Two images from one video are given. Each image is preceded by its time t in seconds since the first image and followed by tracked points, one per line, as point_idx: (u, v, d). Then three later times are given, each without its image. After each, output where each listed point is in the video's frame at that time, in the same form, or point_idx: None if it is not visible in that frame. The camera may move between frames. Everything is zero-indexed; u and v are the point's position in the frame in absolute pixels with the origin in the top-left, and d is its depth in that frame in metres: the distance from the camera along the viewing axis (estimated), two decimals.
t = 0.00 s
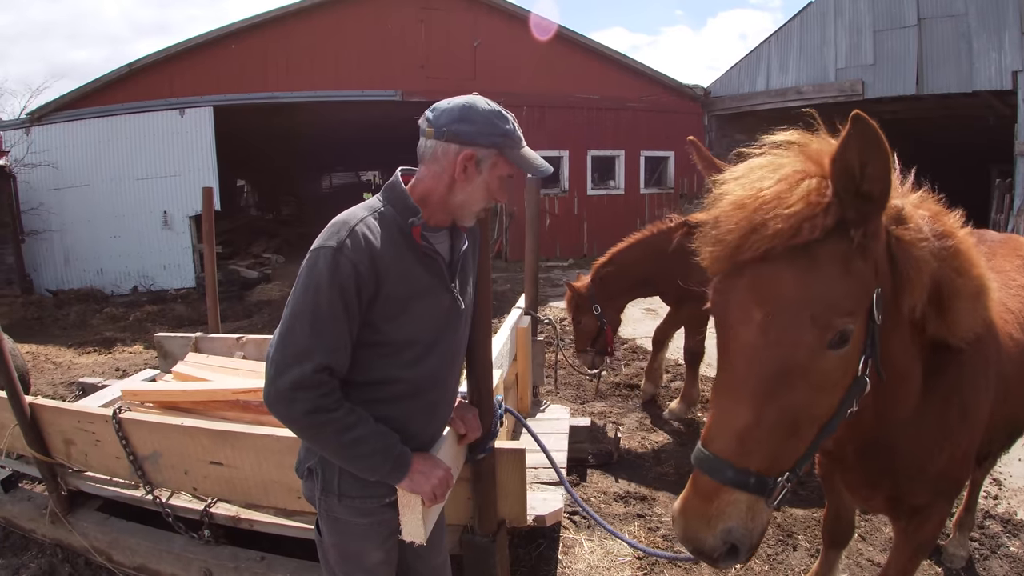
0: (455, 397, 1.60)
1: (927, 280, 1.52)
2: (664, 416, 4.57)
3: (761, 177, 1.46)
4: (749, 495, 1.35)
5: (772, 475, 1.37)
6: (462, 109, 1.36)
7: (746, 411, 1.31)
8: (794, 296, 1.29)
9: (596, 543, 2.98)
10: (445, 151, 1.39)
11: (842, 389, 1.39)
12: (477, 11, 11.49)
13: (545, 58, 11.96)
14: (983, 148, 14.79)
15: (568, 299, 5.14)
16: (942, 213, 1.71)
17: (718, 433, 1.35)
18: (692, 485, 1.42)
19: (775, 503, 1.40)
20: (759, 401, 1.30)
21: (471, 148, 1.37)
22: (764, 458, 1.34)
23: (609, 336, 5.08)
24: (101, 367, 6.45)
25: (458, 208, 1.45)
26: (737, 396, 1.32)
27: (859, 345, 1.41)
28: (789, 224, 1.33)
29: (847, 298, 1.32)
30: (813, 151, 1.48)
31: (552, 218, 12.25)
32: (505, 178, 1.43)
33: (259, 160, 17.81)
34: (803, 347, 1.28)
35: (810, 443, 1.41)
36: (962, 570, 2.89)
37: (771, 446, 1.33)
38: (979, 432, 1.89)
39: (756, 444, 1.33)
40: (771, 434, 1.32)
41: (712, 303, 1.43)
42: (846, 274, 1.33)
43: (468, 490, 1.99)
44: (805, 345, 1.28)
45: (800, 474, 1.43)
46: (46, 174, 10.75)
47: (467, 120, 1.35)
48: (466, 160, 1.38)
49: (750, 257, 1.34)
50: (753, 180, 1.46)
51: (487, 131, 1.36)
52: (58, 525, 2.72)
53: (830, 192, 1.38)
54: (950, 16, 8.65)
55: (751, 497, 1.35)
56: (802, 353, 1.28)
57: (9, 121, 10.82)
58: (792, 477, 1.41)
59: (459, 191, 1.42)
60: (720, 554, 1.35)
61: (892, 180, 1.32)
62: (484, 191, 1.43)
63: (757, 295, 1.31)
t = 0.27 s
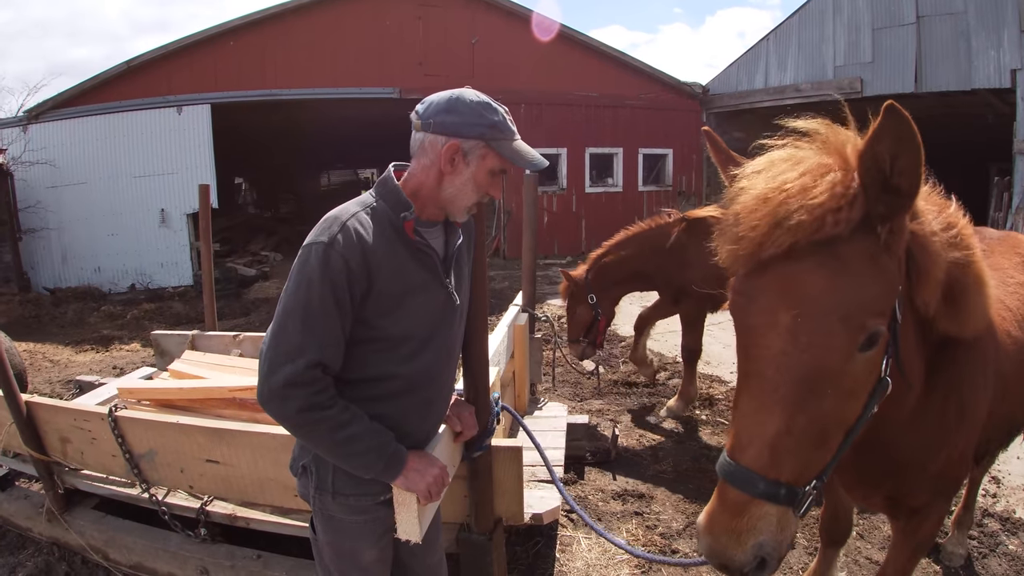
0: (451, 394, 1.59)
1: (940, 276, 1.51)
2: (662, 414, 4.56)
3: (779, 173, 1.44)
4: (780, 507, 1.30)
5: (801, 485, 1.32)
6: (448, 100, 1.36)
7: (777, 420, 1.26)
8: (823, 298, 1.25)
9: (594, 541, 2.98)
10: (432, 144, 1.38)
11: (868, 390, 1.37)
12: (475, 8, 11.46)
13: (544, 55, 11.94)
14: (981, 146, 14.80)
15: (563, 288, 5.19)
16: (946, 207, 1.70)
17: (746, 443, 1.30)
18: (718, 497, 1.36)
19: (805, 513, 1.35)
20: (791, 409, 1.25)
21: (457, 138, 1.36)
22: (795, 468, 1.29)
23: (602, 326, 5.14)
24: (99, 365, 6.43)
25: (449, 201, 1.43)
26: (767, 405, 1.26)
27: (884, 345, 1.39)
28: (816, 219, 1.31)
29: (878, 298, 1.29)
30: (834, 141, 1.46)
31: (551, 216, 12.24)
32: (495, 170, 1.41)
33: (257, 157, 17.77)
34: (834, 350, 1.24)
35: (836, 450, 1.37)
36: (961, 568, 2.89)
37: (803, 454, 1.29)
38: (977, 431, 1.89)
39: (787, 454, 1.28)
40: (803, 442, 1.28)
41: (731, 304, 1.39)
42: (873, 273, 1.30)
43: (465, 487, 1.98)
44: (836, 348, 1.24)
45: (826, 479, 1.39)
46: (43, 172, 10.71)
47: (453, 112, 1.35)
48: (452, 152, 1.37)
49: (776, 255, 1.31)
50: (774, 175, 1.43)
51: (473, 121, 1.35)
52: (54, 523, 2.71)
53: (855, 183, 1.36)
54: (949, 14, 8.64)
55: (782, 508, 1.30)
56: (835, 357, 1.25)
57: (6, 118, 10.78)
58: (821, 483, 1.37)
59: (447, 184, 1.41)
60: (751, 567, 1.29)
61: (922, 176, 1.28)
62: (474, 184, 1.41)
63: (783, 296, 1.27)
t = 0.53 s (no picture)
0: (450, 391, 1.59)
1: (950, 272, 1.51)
2: (661, 411, 4.57)
3: (787, 168, 1.43)
4: (790, 509, 1.29)
5: (811, 486, 1.31)
6: (445, 96, 1.36)
7: (789, 422, 1.25)
8: (836, 298, 1.23)
9: (592, 539, 2.98)
10: (429, 140, 1.38)
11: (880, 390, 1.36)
12: (475, 5, 11.44)
13: (544, 53, 11.93)
14: (980, 145, 14.81)
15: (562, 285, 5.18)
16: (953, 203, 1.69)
17: (758, 444, 1.29)
18: (727, 498, 1.35)
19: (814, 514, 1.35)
20: (803, 411, 1.24)
21: (454, 134, 1.36)
22: (807, 470, 1.28)
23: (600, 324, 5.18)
24: (97, 362, 6.43)
25: (447, 197, 1.43)
26: (779, 407, 1.25)
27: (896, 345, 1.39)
28: (832, 215, 1.31)
29: (891, 298, 1.27)
30: (842, 138, 1.46)
31: (550, 213, 12.23)
32: (493, 166, 1.40)
33: (256, 154, 17.75)
34: (848, 351, 1.23)
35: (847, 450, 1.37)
36: (959, 567, 2.89)
37: (815, 455, 1.28)
38: (978, 430, 1.89)
39: (799, 456, 1.27)
40: (814, 443, 1.27)
41: (742, 302, 1.38)
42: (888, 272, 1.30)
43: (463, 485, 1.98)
44: (850, 348, 1.23)
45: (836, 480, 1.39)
46: (41, 168, 10.68)
47: (450, 107, 1.35)
48: (449, 147, 1.36)
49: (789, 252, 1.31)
50: (784, 171, 1.43)
51: (469, 117, 1.35)
52: (52, 521, 2.71)
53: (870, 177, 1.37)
54: (949, 13, 8.63)
55: (792, 510, 1.29)
56: (847, 357, 1.24)
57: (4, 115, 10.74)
58: (831, 483, 1.36)
59: (444, 179, 1.41)
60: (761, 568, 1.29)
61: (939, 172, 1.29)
62: (471, 180, 1.40)
63: (795, 296, 1.26)
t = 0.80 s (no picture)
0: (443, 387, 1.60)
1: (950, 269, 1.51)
2: (658, 410, 4.58)
3: (785, 161, 1.44)
4: (783, 505, 1.29)
5: (806, 483, 1.31)
6: (456, 100, 1.35)
7: (783, 416, 1.25)
8: (833, 291, 1.24)
9: (589, 537, 2.98)
10: (435, 142, 1.38)
11: (878, 387, 1.36)
12: (474, 3, 11.42)
13: (543, 52, 11.93)
14: (979, 144, 14.83)
15: (558, 269, 5.37)
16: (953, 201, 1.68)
17: (752, 440, 1.29)
18: (721, 492, 1.36)
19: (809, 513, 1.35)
20: (798, 405, 1.24)
21: (460, 142, 1.36)
22: (801, 466, 1.29)
23: (593, 310, 5.34)
24: (95, 361, 6.43)
25: (447, 199, 1.44)
26: (774, 401, 1.25)
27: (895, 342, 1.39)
28: (832, 208, 1.31)
29: (889, 294, 1.27)
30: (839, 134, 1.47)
31: (549, 212, 12.23)
32: (494, 174, 1.41)
33: (255, 153, 17.74)
34: (845, 346, 1.23)
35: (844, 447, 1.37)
36: (956, 565, 2.90)
37: (809, 452, 1.29)
38: (977, 429, 1.89)
39: (793, 451, 1.27)
40: (809, 439, 1.27)
41: (740, 297, 1.38)
42: (887, 267, 1.29)
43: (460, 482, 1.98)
44: (847, 343, 1.23)
45: (831, 477, 1.39)
46: (39, 167, 10.66)
47: (459, 113, 1.34)
48: (452, 153, 1.37)
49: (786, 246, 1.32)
50: (782, 163, 1.44)
51: (478, 125, 1.34)
52: (50, 519, 2.71)
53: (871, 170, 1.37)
54: (947, 13, 8.64)
55: (786, 506, 1.29)
56: (845, 352, 1.24)
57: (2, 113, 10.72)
58: (826, 480, 1.36)
59: (445, 184, 1.41)
60: (753, 564, 1.29)
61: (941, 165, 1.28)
62: (470, 187, 1.41)
63: (792, 290, 1.26)
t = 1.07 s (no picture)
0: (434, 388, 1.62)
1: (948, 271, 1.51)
2: (657, 410, 4.58)
3: (781, 162, 1.44)
4: (777, 506, 1.30)
5: (800, 485, 1.32)
6: (488, 124, 1.35)
7: (778, 418, 1.26)
8: (828, 293, 1.24)
9: (588, 537, 2.99)
10: (459, 162, 1.38)
11: (873, 389, 1.37)
12: (472, 3, 11.42)
13: (541, 52, 11.94)
14: (976, 143, 14.86)
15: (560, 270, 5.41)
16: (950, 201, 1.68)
17: (747, 441, 1.30)
18: (715, 494, 1.36)
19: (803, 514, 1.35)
20: (793, 407, 1.25)
21: (485, 167, 1.37)
22: (795, 468, 1.29)
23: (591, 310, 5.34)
24: (94, 362, 6.42)
25: (460, 214, 1.45)
26: (769, 403, 1.26)
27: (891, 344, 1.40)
28: (828, 211, 1.31)
29: (885, 296, 1.27)
30: (836, 134, 1.47)
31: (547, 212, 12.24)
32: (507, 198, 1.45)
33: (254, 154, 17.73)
34: (840, 349, 1.24)
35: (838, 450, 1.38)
36: (954, 565, 2.91)
37: (804, 454, 1.29)
38: (976, 430, 1.89)
39: (786, 454, 1.28)
40: (803, 441, 1.28)
41: (736, 297, 1.39)
42: (884, 269, 1.29)
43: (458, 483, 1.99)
44: (842, 346, 1.24)
45: (826, 479, 1.40)
46: (37, 168, 10.64)
47: (490, 139, 1.35)
48: (475, 175, 1.38)
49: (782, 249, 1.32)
50: (779, 165, 1.45)
51: (505, 153, 1.37)
52: (49, 520, 2.71)
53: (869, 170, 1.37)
54: (945, 12, 8.66)
55: (779, 507, 1.30)
56: (839, 355, 1.24)
57: None
58: (820, 482, 1.37)
59: (461, 202, 1.43)
60: (747, 565, 1.30)
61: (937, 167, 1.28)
62: (483, 206, 1.45)
63: (787, 291, 1.27)
